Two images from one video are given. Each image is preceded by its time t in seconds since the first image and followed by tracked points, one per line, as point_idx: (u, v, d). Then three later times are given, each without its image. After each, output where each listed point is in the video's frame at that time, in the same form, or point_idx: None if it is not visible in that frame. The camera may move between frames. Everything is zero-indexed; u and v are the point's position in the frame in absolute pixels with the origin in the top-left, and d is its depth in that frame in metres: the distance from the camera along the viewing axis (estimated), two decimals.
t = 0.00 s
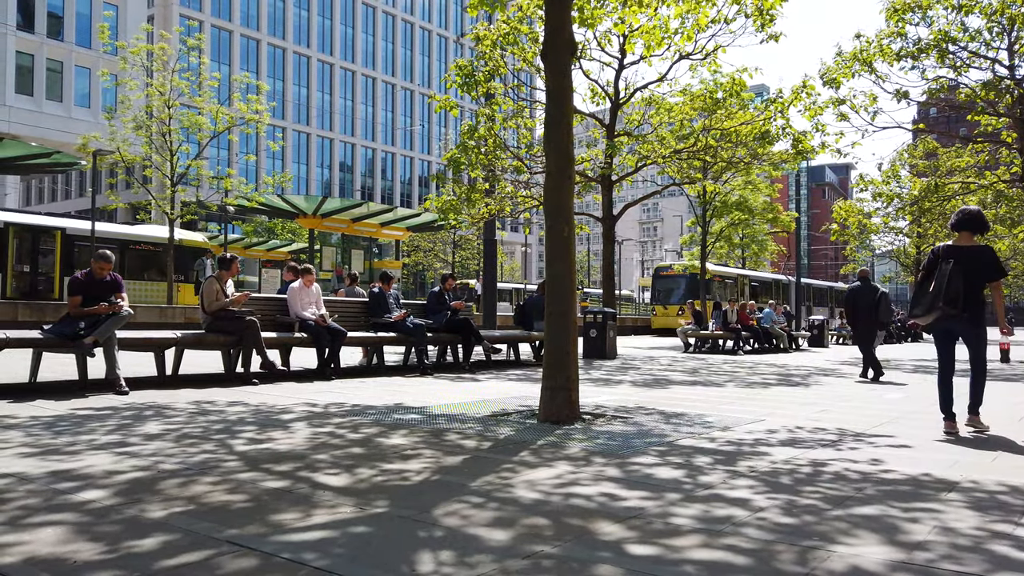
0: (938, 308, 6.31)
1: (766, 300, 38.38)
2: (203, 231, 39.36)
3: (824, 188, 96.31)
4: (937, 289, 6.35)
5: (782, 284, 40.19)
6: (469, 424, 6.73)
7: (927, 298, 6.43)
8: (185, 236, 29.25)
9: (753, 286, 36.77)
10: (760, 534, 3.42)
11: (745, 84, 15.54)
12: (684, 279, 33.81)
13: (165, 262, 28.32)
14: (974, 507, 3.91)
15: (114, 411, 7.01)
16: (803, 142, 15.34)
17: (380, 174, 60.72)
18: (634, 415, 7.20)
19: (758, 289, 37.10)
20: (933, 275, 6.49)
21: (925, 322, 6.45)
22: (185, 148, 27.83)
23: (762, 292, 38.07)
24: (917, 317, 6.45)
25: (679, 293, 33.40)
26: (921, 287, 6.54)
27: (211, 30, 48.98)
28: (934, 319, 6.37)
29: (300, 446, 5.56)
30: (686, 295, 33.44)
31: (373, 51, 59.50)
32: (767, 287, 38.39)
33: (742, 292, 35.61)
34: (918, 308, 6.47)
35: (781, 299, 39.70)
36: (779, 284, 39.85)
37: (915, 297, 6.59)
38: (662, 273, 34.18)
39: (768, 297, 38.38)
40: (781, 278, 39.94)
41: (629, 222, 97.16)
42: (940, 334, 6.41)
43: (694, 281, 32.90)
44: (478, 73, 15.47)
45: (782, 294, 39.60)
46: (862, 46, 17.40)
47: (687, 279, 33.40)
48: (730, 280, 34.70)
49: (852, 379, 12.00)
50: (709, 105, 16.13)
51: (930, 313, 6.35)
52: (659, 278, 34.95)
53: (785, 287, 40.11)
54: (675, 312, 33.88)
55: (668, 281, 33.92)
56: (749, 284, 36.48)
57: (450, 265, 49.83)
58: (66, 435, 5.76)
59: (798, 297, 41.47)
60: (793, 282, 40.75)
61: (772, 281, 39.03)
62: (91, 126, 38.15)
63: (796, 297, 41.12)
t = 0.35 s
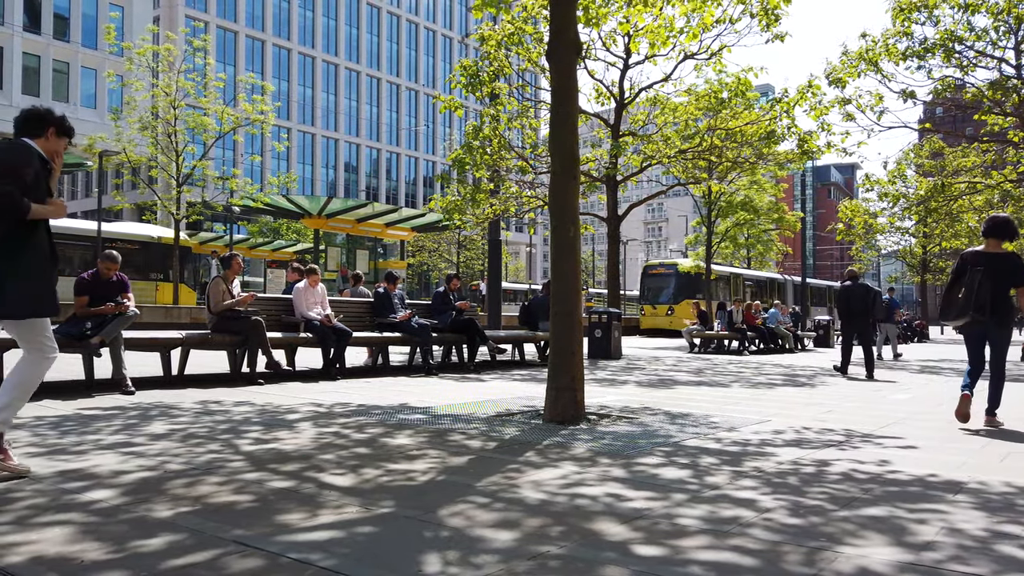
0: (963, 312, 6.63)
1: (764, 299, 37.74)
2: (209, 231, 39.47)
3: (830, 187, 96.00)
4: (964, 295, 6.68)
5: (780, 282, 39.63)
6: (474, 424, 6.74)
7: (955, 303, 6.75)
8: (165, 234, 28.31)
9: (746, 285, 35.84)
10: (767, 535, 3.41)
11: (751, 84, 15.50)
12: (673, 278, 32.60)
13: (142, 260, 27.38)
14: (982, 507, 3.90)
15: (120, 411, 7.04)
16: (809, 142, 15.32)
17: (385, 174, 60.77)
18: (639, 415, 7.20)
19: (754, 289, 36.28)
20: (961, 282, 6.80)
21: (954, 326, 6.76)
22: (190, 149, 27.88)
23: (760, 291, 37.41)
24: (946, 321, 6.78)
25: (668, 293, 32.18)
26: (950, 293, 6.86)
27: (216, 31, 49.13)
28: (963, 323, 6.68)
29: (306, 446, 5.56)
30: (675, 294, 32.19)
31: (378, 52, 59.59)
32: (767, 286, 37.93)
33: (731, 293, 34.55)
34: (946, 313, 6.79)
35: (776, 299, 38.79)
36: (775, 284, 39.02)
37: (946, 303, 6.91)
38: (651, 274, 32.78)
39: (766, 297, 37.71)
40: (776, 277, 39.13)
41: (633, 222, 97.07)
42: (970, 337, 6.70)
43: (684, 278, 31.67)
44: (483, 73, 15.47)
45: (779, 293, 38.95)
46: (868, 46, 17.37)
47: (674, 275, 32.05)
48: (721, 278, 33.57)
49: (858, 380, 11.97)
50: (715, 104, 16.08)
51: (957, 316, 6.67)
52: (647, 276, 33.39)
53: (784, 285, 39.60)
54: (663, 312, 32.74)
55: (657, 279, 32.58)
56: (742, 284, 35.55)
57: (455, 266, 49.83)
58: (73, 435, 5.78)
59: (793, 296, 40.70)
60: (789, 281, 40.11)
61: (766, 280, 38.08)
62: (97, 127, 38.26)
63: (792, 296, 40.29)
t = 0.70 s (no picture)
0: (997, 318, 6.75)
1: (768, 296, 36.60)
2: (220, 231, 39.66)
3: (841, 186, 95.39)
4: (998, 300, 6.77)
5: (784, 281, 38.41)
6: (485, 424, 6.74)
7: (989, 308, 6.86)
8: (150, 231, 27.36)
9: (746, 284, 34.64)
10: (780, 536, 3.40)
11: (761, 83, 15.53)
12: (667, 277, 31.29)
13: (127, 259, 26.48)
14: (997, 509, 3.87)
15: (133, 410, 7.07)
16: (820, 141, 15.26)
17: (395, 174, 60.83)
18: (650, 416, 7.17)
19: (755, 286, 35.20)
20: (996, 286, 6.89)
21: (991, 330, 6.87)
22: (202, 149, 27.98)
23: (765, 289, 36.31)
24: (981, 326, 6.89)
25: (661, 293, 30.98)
26: (985, 297, 6.97)
27: (227, 32, 49.36)
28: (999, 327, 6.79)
29: (317, 446, 5.57)
30: (669, 293, 30.89)
31: (388, 52, 59.72)
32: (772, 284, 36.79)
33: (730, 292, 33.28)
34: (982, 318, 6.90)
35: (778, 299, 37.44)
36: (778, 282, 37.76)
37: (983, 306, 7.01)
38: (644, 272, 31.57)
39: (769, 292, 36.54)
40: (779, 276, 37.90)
41: (643, 222, 96.87)
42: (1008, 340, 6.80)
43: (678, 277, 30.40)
44: (492, 73, 15.56)
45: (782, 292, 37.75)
46: (880, 44, 17.30)
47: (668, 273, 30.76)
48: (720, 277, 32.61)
49: (870, 381, 11.91)
50: (725, 103, 15.98)
51: (991, 322, 6.79)
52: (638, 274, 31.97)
53: (787, 284, 38.37)
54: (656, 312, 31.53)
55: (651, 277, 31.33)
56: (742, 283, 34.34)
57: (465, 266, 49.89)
58: (86, 434, 5.81)
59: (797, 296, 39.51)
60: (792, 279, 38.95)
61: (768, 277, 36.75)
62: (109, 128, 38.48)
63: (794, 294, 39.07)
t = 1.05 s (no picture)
0: None
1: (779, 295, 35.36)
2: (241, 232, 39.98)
3: (864, 185, 94.36)
4: None
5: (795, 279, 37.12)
6: (504, 424, 6.74)
7: None
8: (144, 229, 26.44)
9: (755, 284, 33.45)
10: (803, 538, 3.37)
11: (783, 81, 15.45)
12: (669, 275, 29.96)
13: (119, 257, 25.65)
14: None
15: (157, 409, 7.14)
16: (843, 139, 15.11)
17: (414, 175, 61.00)
18: (670, 417, 7.12)
19: (765, 285, 34.05)
20: None
21: None
22: (224, 151, 28.22)
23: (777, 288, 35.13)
24: None
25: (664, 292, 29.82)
26: None
27: (249, 35, 49.82)
28: None
29: (338, 446, 5.60)
30: (672, 292, 29.86)
31: (407, 53, 59.97)
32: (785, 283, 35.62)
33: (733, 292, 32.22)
34: None
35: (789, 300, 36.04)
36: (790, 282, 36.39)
37: None
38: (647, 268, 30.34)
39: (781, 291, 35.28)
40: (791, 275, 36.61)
41: (664, 222, 96.30)
42: None
43: (680, 276, 29.35)
44: (511, 73, 15.53)
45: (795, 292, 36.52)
46: (904, 41, 17.13)
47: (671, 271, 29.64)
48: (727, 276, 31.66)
49: (896, 382, 11.74)
50: (746, 102, 15.88)
51: None
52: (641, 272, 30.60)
53: (798, 283, 37.06)
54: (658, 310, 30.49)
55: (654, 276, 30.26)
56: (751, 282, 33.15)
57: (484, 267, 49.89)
58: (111, 433, 5.88)
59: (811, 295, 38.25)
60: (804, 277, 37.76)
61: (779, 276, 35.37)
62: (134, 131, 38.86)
63: (807, 293, 37.78)
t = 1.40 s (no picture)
0: None
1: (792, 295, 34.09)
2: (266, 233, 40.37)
3: (892, 183, 93.05)
4: None
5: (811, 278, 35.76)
6: (527, 424, 6.75)
7: None
8: (139, 228, 25.91)
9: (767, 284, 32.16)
10: (830, 541, 3.34)
11: (808, 78, 15.27)
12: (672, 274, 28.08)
13: (113, 256, 25.10)
14: None
15: (185, 408, 7.24)
16: (870, 136, 14.92)
17: (437, 176, 61.12)
18: (694, 417, 7.08)
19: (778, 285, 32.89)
20: None
21: None
22: (249, 153, 28.46)
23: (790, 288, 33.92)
24: None
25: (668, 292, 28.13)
26: None
27: (273, 38, 50.32)
28: None
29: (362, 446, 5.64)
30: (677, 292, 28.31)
31: (429, 54, 60.18)
32: (799, 282, 34.32)
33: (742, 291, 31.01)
34: None
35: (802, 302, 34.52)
36: (804, 281, 34.96)
37: None
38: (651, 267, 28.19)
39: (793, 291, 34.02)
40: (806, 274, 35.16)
41: (687, 222, 95.72)
42: None
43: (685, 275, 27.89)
44: (534, 73, 15.51)
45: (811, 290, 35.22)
46: (933, 37, 16.88)
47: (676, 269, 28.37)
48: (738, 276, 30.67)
49: (925, 383, 11.56)
50: (770, 100, 15.73)
51: None
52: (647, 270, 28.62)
53: (813, 282, 35.70)
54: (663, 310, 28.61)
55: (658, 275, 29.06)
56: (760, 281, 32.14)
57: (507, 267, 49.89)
58: (140, 431, 5.96)
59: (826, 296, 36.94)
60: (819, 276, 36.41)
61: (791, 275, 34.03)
62: (162, 133, 39.29)
63: (822, 293, 36.39)
